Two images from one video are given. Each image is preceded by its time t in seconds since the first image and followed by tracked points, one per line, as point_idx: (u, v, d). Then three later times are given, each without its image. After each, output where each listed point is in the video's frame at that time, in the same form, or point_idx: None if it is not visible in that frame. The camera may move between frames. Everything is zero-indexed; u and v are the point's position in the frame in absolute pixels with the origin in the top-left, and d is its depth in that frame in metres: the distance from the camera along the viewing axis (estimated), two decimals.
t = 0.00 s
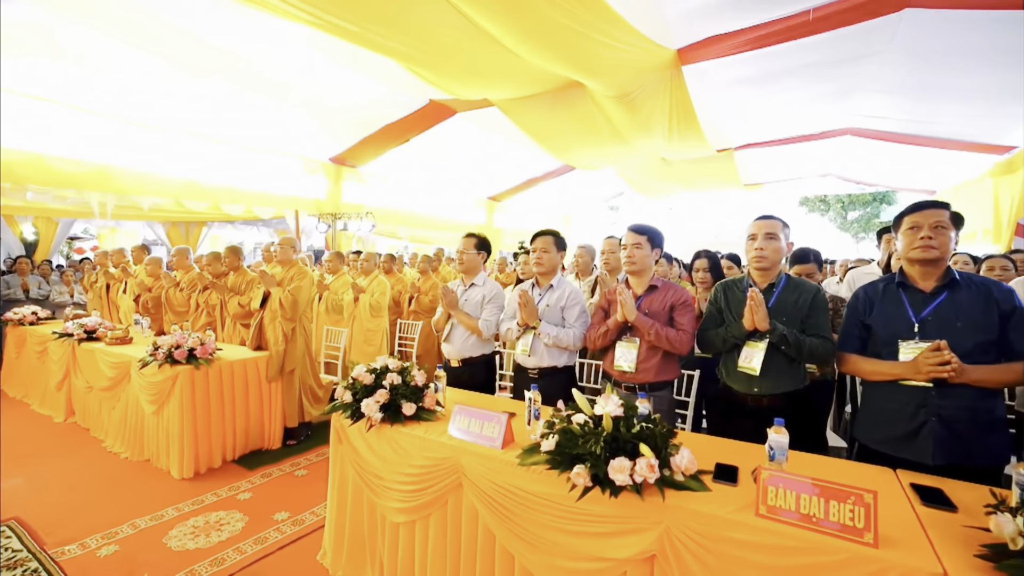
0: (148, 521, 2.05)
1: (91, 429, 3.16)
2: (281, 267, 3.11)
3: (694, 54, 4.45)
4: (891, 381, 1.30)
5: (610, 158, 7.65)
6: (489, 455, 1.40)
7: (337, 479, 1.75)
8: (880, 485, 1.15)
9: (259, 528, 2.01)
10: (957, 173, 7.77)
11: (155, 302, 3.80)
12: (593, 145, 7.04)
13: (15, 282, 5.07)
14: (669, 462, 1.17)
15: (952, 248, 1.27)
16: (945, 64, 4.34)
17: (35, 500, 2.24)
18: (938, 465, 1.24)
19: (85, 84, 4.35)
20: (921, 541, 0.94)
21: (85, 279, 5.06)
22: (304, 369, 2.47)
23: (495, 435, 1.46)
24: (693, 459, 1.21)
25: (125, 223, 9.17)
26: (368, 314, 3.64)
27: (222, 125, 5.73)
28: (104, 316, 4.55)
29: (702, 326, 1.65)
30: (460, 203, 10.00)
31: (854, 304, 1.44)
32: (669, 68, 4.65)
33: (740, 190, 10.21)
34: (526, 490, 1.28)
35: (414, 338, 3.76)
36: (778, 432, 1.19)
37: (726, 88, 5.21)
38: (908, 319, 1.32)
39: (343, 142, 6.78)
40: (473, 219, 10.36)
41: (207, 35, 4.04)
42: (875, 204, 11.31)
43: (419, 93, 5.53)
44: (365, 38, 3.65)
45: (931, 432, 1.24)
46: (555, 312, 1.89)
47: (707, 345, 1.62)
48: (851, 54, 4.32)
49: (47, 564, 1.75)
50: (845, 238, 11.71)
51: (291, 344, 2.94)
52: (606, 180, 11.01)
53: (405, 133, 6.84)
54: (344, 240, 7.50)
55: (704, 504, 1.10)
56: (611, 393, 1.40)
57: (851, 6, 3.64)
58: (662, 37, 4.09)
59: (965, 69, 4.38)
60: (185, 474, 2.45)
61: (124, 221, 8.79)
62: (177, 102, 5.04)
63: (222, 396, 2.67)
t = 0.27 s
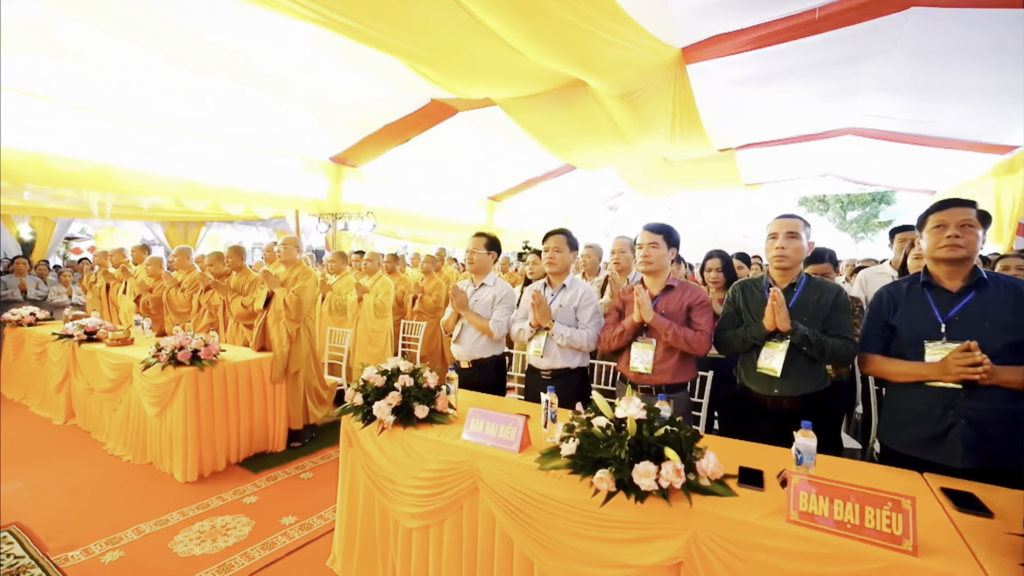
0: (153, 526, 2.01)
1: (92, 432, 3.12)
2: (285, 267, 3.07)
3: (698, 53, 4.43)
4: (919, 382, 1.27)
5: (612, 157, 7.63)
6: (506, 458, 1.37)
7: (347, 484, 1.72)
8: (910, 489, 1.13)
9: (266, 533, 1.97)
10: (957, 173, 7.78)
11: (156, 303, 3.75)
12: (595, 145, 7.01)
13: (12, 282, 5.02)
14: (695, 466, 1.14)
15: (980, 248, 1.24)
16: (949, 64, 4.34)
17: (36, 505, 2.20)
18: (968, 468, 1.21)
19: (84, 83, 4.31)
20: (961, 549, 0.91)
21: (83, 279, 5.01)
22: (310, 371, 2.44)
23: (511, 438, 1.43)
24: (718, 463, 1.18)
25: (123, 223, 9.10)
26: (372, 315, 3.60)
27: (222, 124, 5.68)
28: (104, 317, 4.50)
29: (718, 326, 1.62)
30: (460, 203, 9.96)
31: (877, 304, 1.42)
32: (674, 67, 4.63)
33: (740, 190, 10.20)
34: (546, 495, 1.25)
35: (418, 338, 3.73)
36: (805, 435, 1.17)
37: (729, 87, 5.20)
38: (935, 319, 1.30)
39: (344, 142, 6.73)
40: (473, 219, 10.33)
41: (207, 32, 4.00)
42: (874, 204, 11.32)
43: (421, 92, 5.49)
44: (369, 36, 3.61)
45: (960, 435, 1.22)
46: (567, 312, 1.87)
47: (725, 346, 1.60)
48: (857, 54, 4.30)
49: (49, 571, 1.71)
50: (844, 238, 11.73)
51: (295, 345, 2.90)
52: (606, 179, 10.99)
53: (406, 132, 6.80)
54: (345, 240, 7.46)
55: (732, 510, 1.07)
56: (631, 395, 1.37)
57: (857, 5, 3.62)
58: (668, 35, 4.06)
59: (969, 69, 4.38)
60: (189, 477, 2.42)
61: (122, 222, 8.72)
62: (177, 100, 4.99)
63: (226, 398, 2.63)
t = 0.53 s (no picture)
0: (156, 531, 1.98)
1: (93, 434, 3.08)
2: (287, 267, 3.03)
3: (701, 52, 4.41)
4: (944, 384, 1.25)
5: (613, 157, 7.61)
6: (522, 462, 1.34)
7: (356, 488, 1.69)
8: (939, 494, 1.10)
9: (273, 537, 1.94)
10: (958, 172, 7.78)
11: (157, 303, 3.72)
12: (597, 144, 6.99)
13: (10, 283, 4.96)
14: (719, 470, 1.11)
15: (1008, 245, 1.21)
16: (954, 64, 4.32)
17: (38, 509, 2.16)
18: (997, 473, 1.19)
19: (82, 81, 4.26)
20: (999, 558, 0.88)
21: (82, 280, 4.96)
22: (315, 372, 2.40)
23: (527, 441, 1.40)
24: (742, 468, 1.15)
25: (121, 223, 9.05)
26: (376, 315, 3.57)
27: (221, 123, 5.64)
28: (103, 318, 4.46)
29: (735, 327, 1.60)
30: (460, 202, 9.92)
31: (898, 304, 1.39)
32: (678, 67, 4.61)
33: (741, 190, 10.19)
34: (564, 500, 1.22)
35: (421, 339, 3.70)
36: (831, 438, 1.14)
37: (733, 86, 5.18)
38: (961, 319, 1.27)
39: (344, 141, 6.69)
40: (474, 219, 10.29)
41: (208, 31, 3.97)
42: (874, 204, 11.33)
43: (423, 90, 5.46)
44: (373, 34, 3.58)
45: (988, 438, 1.20)
46: (579, 312, 1.84)
47: (742, 347, 1.57)
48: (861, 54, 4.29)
49: None
50: (844, 237, 11.73)
51: (299, 346, 2.87)
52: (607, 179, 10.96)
53: (408, 131, 6.77)
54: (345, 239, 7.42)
55: (759, 516, 1.03)
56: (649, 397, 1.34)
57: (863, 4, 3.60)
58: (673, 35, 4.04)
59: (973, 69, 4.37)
60: (192, 480, 2.38)
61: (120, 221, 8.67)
62: (178, 99, 4.95)
63: (230, 400, 2.59)
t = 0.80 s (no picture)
0: (163, 537, 1.93)
1: (94, 437, 3.02)
2: (293, 267, 2.98)
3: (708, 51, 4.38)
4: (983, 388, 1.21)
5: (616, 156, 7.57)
6: (546, 467, 1.30)
7: (371, 493, 1.64)
8: (984, 501, 1.06)
9: (283, 544, 1.89)
10: (960, 173, 7.78)
11: (160, 303, 3.68)
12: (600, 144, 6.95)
13: (9, 282, 4.89)
14: (756, 476, 1.07)
15: None
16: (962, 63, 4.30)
17: (41, 514, 2.11)
18: None
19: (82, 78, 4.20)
20: None
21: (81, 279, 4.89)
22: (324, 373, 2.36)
23: (551, 446, 1.36)
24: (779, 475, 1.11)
25: (119, 222, 8.96)
26: (382, 316, 3.52)
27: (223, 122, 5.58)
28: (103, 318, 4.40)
29: (761, 328, 1.56)
30: (462, 202, 9.87)
31: (932, 305, 1.35)
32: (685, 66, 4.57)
33: (743, 189, 10.16)
34: (593, 508, 1.18)
35: (427, 340, 3.66)
36: (872, 444, 1.10)
37: (739, 85, 5.15)
38: (1000, 320, 1.23)
39: (346, 140, 6.64)
40: (475, 219, 10.24)
41: (211, 28, 3.92)
42: (874, 204, 11.32)
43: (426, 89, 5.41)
44: (379, 31, 3.54)
45: None
46: (598, 313, 1.80)
47: (769, 349, 1.53)
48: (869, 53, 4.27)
49: None
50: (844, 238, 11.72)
51: (305, 348, 2.82)
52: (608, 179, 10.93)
53: (410, 131, 6.72)
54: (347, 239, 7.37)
55: (800, 525, 0.99)
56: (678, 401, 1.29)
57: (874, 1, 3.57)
58: (682, 33, 4.01)
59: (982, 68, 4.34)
60: (198, 484, 2.33)
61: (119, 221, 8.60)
62: (179, 97, 4.89)
63: (236, 402, 2.54)
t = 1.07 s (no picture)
0: (167, 542, 1.89)
1: (96, 438, 2.98)
2: (297, 266, 2.94)
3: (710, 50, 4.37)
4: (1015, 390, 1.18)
5: (619, 156, 7.55)
6: (565, 472, 1.26)
7: (382, 498, 1.61)
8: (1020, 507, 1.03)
9: (291, 549, 1.85)
10: (962, 173, 7.77)
11: (162, 304, 3.64)
12: (603, 143, 6.91)
13: (8, 282, 4.86)
14: (786, 482, 1.03)
15: None
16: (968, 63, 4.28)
17: (43, 519, 2.07)
18: None
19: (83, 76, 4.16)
20: None
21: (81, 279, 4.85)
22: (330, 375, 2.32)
23: (571, 451, 1.32)
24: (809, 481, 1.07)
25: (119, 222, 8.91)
26: (387, 316, 3.48)
27: (224, 120, 5.53)
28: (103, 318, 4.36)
29: (782, 328, 1.53)
30: (463, 201, 9.84)
31: (960, 304, 1.32)
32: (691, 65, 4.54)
33: (744, 189, 10.14)
34: (616, 515, 1.15)
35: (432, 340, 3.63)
36: (904, 450, 1.07)
37: (744, 84, 5.12)
38: None
39: (348, 139, 6.59)
40: (476, 219, 10.21)
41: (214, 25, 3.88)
42: (875, 204, 11.30)
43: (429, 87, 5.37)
44: (383, 28, 3.50)
45: None
46: (613, 313, 1.76)
47: (790, 350, 1.50)
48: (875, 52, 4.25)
49: None
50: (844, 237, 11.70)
51: (310, 348, 2.78)
52: (609, 179, 10.90)
53: (412, 129, 6.68)
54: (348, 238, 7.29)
55: (836, 534, 0.96)
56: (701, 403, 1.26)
57: None
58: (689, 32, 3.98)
59: (988, 68, 4.32)
60: (203, 488, 2.30)
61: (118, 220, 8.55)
62: (180, 95, 4.85)
63: (240, 404, 2.50)
